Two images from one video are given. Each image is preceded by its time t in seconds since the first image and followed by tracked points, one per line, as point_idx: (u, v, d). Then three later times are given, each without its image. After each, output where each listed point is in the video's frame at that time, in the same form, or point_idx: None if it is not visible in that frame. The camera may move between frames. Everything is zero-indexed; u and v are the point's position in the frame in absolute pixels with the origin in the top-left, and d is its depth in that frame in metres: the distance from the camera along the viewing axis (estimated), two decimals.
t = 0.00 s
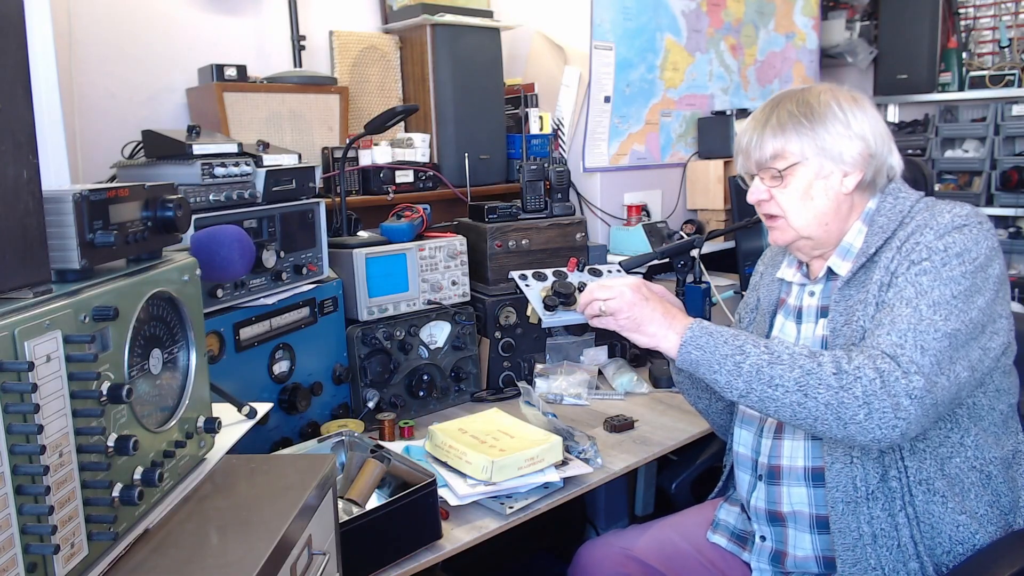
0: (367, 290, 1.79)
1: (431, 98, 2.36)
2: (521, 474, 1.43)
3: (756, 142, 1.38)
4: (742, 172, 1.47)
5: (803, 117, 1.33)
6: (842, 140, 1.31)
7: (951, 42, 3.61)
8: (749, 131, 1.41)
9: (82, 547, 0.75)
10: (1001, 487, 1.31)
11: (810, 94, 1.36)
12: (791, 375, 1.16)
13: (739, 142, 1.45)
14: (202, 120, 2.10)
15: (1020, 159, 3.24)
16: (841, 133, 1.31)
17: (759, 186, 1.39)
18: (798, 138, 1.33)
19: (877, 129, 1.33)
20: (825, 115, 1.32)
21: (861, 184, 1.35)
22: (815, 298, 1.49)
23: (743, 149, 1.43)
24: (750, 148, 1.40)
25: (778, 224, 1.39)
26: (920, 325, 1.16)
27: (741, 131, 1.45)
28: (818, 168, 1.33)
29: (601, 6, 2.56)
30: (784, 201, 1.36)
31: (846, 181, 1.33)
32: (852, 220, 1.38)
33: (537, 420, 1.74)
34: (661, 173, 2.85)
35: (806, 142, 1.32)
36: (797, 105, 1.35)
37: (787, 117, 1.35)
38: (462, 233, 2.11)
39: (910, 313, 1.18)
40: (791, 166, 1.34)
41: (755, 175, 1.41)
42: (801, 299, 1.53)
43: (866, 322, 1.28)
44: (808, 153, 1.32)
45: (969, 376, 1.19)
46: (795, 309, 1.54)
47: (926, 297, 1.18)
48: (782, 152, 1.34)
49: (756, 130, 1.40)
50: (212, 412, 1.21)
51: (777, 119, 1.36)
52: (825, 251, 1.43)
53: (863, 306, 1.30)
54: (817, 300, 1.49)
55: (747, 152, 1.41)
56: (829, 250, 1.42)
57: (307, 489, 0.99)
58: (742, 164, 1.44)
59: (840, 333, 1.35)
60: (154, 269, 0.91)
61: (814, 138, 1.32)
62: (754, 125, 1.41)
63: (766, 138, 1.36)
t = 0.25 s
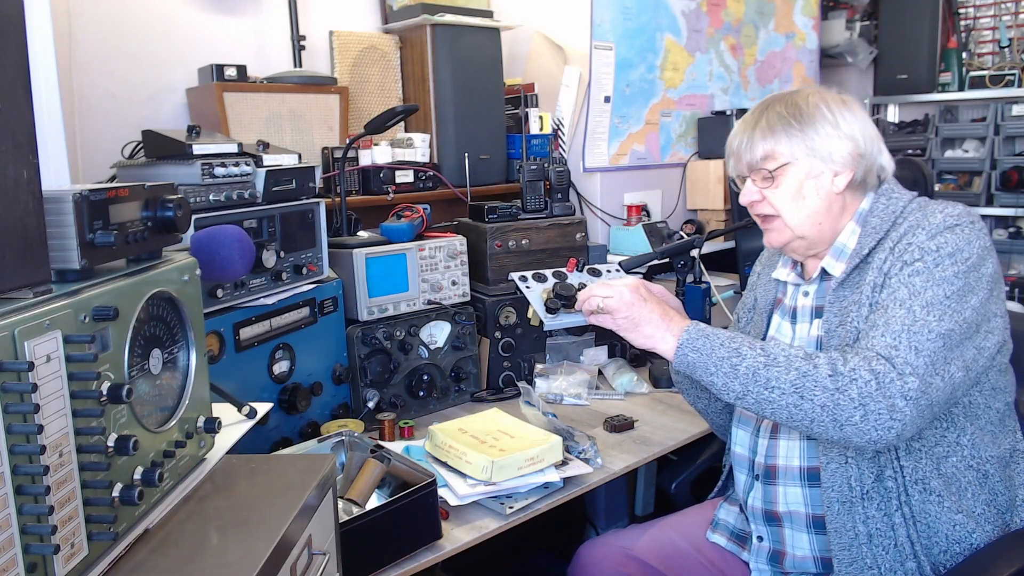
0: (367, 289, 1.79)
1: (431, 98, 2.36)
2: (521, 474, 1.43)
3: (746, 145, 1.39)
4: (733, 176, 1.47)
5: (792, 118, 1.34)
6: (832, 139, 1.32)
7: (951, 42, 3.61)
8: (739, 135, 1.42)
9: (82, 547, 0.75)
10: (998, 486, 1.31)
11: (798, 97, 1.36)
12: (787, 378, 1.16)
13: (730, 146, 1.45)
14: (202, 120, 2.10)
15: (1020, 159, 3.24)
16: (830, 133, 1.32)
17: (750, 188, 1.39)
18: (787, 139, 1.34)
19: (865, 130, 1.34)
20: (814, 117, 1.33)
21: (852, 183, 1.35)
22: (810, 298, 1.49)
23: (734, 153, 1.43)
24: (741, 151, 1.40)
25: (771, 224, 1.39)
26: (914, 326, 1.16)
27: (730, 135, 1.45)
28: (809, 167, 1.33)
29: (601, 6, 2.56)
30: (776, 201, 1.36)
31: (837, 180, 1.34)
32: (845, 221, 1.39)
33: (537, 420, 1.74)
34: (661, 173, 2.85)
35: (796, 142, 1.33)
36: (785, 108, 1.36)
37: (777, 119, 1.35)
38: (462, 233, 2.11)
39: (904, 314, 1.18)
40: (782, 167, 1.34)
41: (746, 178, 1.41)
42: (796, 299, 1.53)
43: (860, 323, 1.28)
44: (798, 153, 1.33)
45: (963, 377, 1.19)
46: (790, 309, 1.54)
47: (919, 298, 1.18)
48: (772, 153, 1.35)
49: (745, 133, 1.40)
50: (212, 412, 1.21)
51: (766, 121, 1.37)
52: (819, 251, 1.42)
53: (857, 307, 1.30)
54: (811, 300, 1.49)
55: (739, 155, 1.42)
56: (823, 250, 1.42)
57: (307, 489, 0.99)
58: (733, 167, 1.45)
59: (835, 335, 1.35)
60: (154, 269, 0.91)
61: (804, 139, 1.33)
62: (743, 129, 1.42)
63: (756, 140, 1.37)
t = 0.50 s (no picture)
0: (367, 289, 1.79)
1: (431, 98, 2.36)
2: (521, 474, 1.43)
3: (738, 149, 1.39)
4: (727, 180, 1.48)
5: (784, 121, 1.34)
6: (823, 141, 1.32)
7: (951, 42, 3.61)
8: (731, 139, 1.42)
9: (82, 547, 0.75)
10: (998, 486, 1.31)
11: (789, 99, 1.37)
12: (790, 377, 1.16)
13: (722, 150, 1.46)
14: (202, 120, 2.10)
15: (1020, 159, 3.24)
16: (821, 135, 1.32)
17: (744, 192, 1.40)
18: (779, 141, 1.34)
19: (858, 131, 1.34)
20: (806, 119, 1.33)
21: (846, 183, 1.35)
22: (808, 299, 1.49)
23: (726, 157, 1.43)
24: (733, 155, 1.41)
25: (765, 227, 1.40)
26: (914, 325, 1.16)
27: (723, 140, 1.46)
28: (801, 170, 1.33)
29: (601, 6, 2.56)
30: (770, 204, 1.36)
31: (831, 181, 1.34)
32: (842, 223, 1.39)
33: (537, 420, 1.74)
34: (661, 173, 2.85)
35: (788, 145, 1.33)
36: (777, 111, 1.36)
37: (769, 123, 1.36)
38: (462, 233, 2.11)
39: (904, 313, 1.17)
40: (774, 170, 1.34)
41: (739, 181, 1.41)
42: (795, 299, 1.53)
43: (858, 323, 1.28)
44: (790, 156, 1.33)
45: (963, 376, 1.19)
46: (788, 310, 1.54)
47: (918, 297, 1.18)
48: (765, 156, 1.35)
49: (738, 136, 1.40)
50: (212, 412, 1.21)
51: (758, 124, 1.37)
52: (815, 253, 1.43)
53: (856, 308, 1.30)
54: (810, 301, 1.49)
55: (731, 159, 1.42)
56: (820, 251, 1.42)
57: (307, 489, 0.99)
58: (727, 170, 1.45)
59: (833, 335, 1.35)
60: (154, 269, 0.91)
61: (796, 141, 1.33)
62: (735, 132, 1.42)
63: (748, 144, 1.37)
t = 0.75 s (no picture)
0: (367, 289, 1.79)
1: (431, 98, 2.36)
2: (521, 474, 1.43)
3: (738, 150, 1.39)
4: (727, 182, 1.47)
5: (783, 121, 1.34)
6: (823, 141, 1.32)
7: (951, 42, 3.61)
8: (730, 141, 1.42)
9: (82, 547, 0.75)
10: (998, 485, 1.31)
11: (787, 100, 1.37)
12: (800, 367, 1.14)
13: (722, 153, 1.46)
14: (202, 119, 2.10)
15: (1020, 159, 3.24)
16: (820, 135, 1.32)
17: (744, 192, 1.40)
18: (779, 141, 1.34)
19: (856, 131, 1.35)
20: (805, 119, 1.34)
21: (845, 182, 1.35)
22: (807, 299, 1.49)
23: (726, 159, 1.43)
24: (733, 156, 1.40)
25: (766, 227, 1.39)
26: (921, 318, 1.16)
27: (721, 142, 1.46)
28: (801, 169, 1.33)
29: (601, 6, 2.56)
30: (770, 204, 1.36)
31: (830, 180, 1.34)
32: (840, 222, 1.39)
33: (537, 419, 1.73)
34: (661, 173, 2.85)
35: (787, 144, 1.33)
36: (775, 112, 1.36)
37: (768, 123, 1.36)
38: (462, 233, 2.12)
39: (909, 307, 1.17)
40: (775, 169, 1.34)
41: (739, 182, 1.41)
42: (794, 299, 1.53)
43: (859, 322, 1.28)
44: (790, 155, 1.33)
45: (968, 371, 1.20)
46: (788, 310, 1.54)
47: (923, 292, 1.18)
48: (765, 157, 1.35)
49: (736, 138, 1.41)
50: (212, 412, 1.21)
51: (757, 125, 1.37)
52: (814, 252, 1.43)
53: (857, 308, 1.29)
54: (809, 301, 1.49)
55: (731, 160, 1.42)
56: (818, 251, 1.43)
57: (307, 489, 0.99)
58: (726, 172, 1.45)
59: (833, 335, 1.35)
60: (154, 269, 0.90)
61: (795, 141, 1.33)
62: (734, 134, 1.42)
63: (748, 145, 1.37)
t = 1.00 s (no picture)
0: (367, 289, 1.79)
1: (431, 98, 2.36)
2: (521, 474, 1.43)
3: (741, 149, 1.40)
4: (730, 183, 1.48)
5: (786, 118, 1.35)
6: (826, 137, 1.33)
7: (951, 42, 3.61)
8: (733, 140, 1.43)
9: (82, 547, 0.75)
10: (997, 479, 1.32)
11: (789, 99, 1.38)
12: (823, 318, 1.03)
13: (724, 154, 1.46)
14: (202, 119, 2.10)
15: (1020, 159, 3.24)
16: (823, 131, 1.33)
17: (748, 190, 1.40)
18: (783, 139, 1.34)
19: (857, 128, 1.36)
20: (807, 117, 1.35)
21: (847, 180, 1.36)
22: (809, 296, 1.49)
23: (729, 158, 1.44)
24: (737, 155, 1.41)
25: (771, 225, 1.40)
26: (937, 276, 1.09)
27: (724, 143, 1.46)
28: (805, 166, 1.34)
29: (601, 6, 2.56)
30: (775, 201, 1.36)
31: (833, 177, 1.34)
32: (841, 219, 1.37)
33: (537, 419, 1.73)
34: (661, 173, 2.85)
35: (791, 142, 1.34)
36: (778, 110, 1.37)
37: (771, 121, 1.36)
38: (462, 233, 2.12)
39: (922, 271, 1.11)
40: (779, 166, 1.35)
41: (743, 181, 1.42)
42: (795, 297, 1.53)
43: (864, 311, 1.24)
44: (794, 152, 1.34)
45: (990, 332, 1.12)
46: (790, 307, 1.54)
47: (935, 258, 1.13)
48: (769, 154, 1.36)
49: (739, 137, 1.41)
50: (212, 412, 1.21)
51: (760, 123, 1.38)
52: (816, 249, 1.42)
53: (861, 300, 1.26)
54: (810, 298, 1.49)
55: (734, 159, 1.42)
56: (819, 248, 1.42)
57: (306, 489, 0.99)
58: (730, 172, 1.45)
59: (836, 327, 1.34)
60: (154, 269, 0.91)
61: (799, 138, 1.33)
62: (737, 134, 1.43)
63: (751, 143, 1.38)
